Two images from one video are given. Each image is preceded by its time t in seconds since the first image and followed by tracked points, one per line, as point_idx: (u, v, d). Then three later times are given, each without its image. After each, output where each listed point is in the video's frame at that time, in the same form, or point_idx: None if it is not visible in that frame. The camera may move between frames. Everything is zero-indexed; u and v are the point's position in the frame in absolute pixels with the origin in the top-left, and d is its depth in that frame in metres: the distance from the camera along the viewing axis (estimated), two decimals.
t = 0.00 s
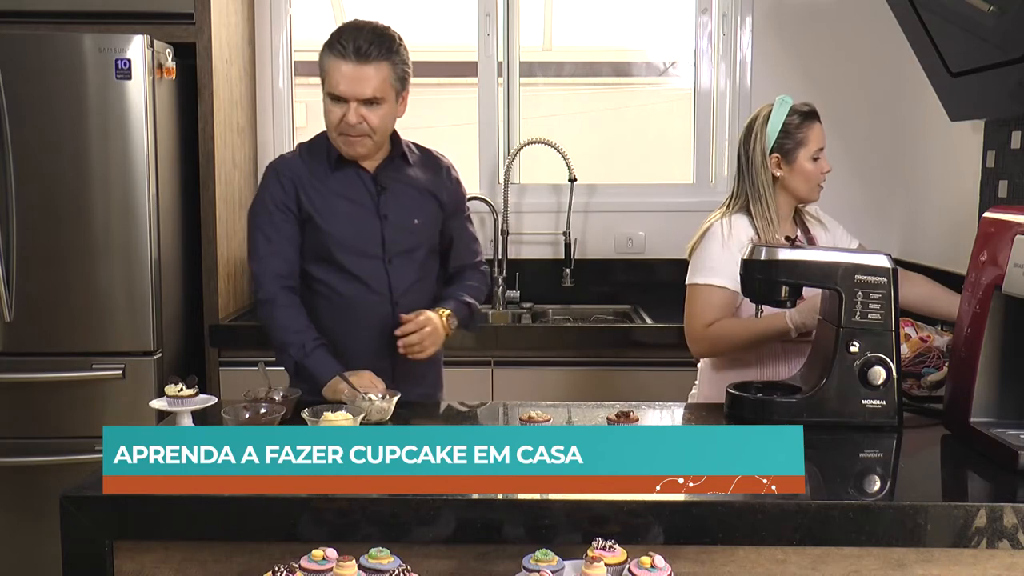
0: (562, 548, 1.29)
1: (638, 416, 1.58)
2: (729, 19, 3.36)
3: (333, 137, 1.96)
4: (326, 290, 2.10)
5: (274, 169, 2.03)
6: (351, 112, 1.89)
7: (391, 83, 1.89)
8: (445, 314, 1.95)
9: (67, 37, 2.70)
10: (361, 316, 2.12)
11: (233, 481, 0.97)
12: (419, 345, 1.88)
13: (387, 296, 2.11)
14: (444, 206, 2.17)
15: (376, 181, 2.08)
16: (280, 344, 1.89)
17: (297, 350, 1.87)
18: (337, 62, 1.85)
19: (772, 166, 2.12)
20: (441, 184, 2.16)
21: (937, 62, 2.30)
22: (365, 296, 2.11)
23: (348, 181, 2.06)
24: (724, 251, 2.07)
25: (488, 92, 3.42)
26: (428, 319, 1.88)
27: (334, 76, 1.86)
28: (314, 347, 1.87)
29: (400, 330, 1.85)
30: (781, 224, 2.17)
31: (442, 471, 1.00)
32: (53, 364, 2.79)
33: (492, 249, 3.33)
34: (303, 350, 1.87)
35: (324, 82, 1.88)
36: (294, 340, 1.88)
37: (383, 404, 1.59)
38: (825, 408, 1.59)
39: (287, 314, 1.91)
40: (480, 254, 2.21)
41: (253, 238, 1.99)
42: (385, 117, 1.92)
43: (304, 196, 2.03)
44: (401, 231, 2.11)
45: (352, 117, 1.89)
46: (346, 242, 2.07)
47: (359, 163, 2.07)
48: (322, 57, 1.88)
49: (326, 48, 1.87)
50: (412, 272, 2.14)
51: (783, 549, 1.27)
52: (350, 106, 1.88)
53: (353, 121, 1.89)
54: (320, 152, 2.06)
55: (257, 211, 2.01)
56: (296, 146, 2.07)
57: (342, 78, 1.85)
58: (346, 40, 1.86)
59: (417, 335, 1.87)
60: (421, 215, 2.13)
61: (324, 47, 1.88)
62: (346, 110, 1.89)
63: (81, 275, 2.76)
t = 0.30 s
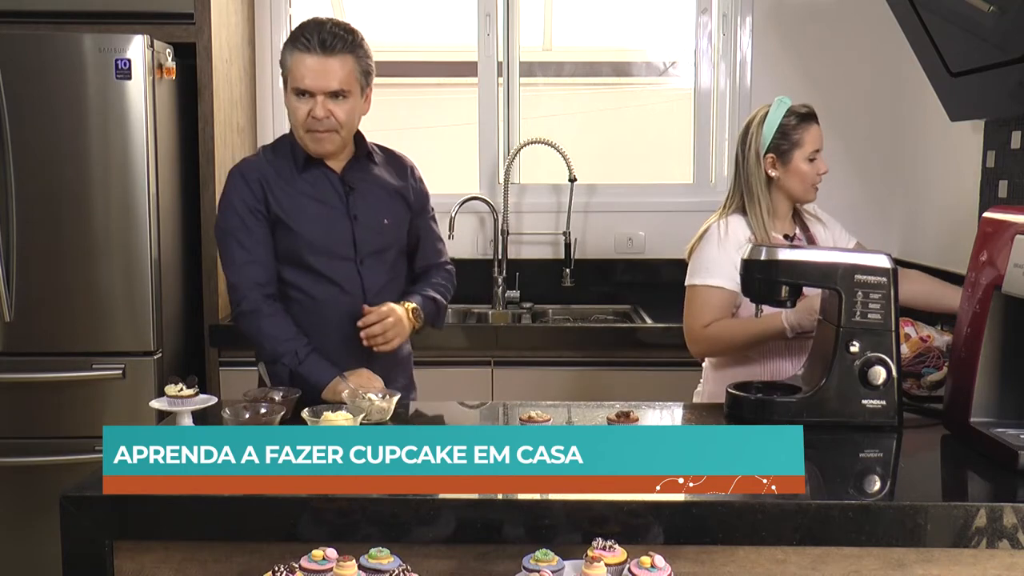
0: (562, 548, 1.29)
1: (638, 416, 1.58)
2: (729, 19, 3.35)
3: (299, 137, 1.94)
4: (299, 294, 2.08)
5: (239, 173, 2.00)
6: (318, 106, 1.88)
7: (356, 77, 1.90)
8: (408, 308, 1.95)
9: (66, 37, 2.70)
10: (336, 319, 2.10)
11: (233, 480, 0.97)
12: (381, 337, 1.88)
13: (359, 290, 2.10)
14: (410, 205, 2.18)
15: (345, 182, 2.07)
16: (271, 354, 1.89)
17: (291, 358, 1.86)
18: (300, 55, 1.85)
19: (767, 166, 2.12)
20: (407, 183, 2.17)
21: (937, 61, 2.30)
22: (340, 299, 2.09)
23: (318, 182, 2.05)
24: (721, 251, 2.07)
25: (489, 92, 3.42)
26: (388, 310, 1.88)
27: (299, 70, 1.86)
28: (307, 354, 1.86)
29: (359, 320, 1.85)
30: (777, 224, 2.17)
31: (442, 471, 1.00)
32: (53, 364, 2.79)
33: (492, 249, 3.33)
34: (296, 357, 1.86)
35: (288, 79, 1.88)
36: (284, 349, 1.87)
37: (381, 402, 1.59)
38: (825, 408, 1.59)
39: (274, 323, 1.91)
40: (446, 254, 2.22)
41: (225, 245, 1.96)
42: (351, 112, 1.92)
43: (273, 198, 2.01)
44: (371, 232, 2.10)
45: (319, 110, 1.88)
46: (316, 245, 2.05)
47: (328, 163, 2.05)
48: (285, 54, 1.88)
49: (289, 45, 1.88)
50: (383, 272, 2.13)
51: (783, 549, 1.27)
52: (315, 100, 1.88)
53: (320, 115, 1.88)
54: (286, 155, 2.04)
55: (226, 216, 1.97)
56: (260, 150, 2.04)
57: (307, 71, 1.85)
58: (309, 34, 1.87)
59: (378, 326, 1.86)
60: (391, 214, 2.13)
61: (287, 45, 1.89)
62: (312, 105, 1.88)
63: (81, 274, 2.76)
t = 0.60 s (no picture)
0: (562, 548, 1.29)
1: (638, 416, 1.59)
2: (729, 19, 3.35)
3: (286, 135, 1.94)
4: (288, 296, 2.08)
5: (222, 178, 2.00)
6: (305, 103, 1.88)
7: (342, 74, 1.90)
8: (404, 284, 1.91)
9: (66, 36, 2.70)
10: (327, 320, 2.09)
11: (233, 480, 0.98)
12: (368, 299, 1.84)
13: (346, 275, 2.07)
14: (396, 200, 2.18)
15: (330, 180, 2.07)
16: (267, 358, 1.89)
17: (288, 361, 1.87)
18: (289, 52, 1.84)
19: (744, 167, 2.14)
20: (392, 179, 2.17)
21: (936, 61, 2.30)
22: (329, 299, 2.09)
23: (303, 182, 2.05)
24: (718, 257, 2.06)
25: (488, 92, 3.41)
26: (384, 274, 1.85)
27: (288, 67, 1.85)
28: (303, 357, 1.87)
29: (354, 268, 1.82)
30: (761, 223, 2.17)
31: (442, 471, 1.00)
32: (52, 364, 2.79)
33: (492, 249, 3.32)
34: (294, 361, 1.86)
35: (274, 76, 1.87)
36: (280, 353, 1.88)
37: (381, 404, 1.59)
38: (824, 408, 1.59)
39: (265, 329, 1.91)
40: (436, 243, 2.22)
41: (213, 251, 1.96)
42: (338, 109, 1.92)
43: (257, 201, 2.01)
44: (358, 230, 2.09)
45: (307, 108, 1.88)
46: (305, 246, 2.04)
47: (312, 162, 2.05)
48: (271, 51, 1.88)
49: (275, 43, 1.88)
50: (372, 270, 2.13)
51: (783, 549, 1.27)
52: (303, 97, 1.88)
53: (308, 112, 1.88)
54: (269, 156, 2.04)
55: (212, 222, 1.97)
56: (240, 153, 2.03)
57: (296, 68, 1.85)
58: (297, 31, 1.87)
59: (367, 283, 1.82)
60: (376, 211, 2.13)
61: (272, 42, 1.88)
62: (300, 103, 1.88)
63: (81, 275, 2.76)
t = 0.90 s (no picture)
0: (562, 548, 1.29)
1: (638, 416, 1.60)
2: (729, 19, 3.35)
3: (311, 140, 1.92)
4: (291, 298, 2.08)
5: (220, 184, 2.00)
6: (337, 112, 1.87)
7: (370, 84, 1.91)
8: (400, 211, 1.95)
9: (66, 37, 2.70)
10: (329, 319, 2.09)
11: (233, 480, 0.98)
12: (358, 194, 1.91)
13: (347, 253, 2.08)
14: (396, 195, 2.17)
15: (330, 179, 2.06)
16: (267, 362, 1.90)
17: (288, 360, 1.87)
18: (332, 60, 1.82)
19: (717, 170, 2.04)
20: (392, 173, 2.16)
21: (936, 62, 2.30)
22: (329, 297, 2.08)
23: (304, 183, 2.05)
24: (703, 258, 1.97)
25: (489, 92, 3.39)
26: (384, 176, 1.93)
27: (330, 76, 1.82)
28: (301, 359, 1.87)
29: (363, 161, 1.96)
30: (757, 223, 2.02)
31: (442, 471, 1.00)
32: (52, 364, 2.79)
33: (492, 249, 3.32)
34: (291, 363, 1.86)
35: (306, 84, 1.84)
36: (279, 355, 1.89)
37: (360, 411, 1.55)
38: (824, 408, 1.59)
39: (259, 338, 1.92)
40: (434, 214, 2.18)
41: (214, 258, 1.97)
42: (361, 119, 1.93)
43: (256, 205, 2.00)
44: (358, 229, 2.09)
45: (340, 116, 1.87)
46: (305, 248, 2.05)
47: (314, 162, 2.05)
48: (298, 57, 1.84)
49: (304, 48, 1.84)
50: (375, 268, 2.13)
51: (783, 549, 1.27)
52: (339, 107, 1.87)
53: (341, 121, 1.87)
54: (270, 156, 2.04)
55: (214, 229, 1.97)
56: (238, 157, 2.04)
57: (338, 78, 1.83)
58: (340, 40, 1.84)
59: (358, 169, 1.89)
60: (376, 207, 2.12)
61: (301, 47, 1.84)
62: (333, 112, 1.87)
63: (82, 275, 2.76)
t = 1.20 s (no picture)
0: (562, 548, 1.29)
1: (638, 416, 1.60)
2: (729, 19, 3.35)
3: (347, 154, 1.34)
4: (321, 307, 1.37)
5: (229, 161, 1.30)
6: (391, 120, 1.33)
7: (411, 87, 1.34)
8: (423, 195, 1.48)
9: (66, 37, 2.70)
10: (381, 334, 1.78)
11: (233, 480, 0.98)
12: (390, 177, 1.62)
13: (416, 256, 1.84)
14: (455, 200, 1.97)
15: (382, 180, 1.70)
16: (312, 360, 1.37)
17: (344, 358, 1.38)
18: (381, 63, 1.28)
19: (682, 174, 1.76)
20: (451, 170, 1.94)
21: (936, 62, 2.30)
22: (363, 296, 1.38)
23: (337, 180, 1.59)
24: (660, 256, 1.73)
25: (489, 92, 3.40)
26: (417, 160, 1.36)
27: (377, 81, 1.29)
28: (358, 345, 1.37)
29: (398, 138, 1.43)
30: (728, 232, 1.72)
31: (443, 471, 1.01)
32: (53, 364, 2.80)
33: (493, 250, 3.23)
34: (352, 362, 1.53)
35: (353, 88, 1.30)
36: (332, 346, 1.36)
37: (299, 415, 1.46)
38: (825, 408, 1.61)
39: (289, 370, 1.52)
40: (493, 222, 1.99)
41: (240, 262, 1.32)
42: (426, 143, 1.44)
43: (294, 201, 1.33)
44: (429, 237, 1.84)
45: (392, 126, 1.33)
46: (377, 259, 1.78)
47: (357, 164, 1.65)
48: (346, 56, 1.29)
49: (352, 47, 1.29)
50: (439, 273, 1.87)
51: (783, 549, 1.27)
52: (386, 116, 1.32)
53: (392, 133, 1.34)
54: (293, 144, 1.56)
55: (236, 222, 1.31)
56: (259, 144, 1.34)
57: (386, 83, 1.29)
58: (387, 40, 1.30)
59: (386, 157, 1.35)
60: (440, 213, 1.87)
61: (349, 46, 1.29)
62: (378, 122, 1.32)
63: (82, 275, 2.77)
